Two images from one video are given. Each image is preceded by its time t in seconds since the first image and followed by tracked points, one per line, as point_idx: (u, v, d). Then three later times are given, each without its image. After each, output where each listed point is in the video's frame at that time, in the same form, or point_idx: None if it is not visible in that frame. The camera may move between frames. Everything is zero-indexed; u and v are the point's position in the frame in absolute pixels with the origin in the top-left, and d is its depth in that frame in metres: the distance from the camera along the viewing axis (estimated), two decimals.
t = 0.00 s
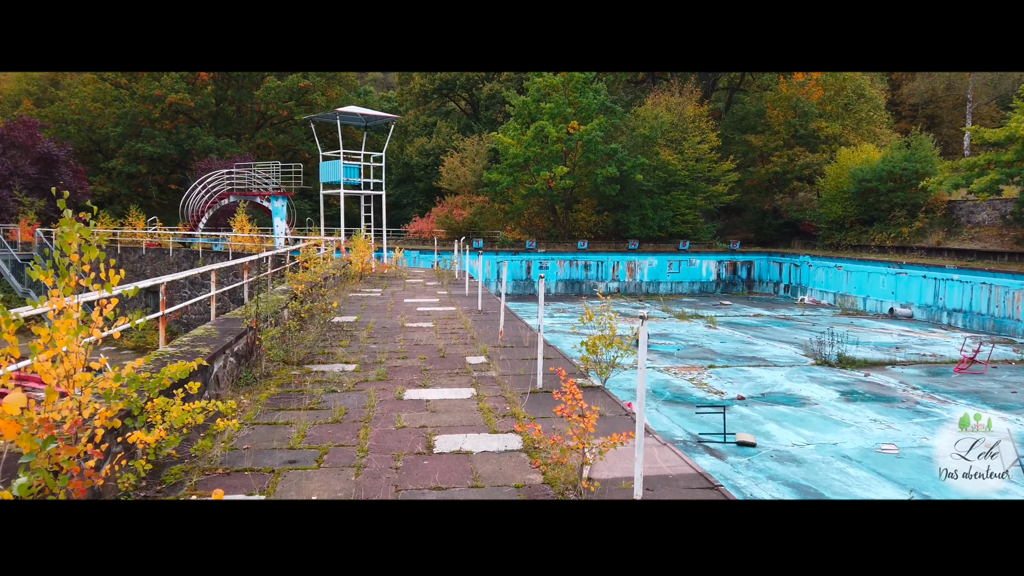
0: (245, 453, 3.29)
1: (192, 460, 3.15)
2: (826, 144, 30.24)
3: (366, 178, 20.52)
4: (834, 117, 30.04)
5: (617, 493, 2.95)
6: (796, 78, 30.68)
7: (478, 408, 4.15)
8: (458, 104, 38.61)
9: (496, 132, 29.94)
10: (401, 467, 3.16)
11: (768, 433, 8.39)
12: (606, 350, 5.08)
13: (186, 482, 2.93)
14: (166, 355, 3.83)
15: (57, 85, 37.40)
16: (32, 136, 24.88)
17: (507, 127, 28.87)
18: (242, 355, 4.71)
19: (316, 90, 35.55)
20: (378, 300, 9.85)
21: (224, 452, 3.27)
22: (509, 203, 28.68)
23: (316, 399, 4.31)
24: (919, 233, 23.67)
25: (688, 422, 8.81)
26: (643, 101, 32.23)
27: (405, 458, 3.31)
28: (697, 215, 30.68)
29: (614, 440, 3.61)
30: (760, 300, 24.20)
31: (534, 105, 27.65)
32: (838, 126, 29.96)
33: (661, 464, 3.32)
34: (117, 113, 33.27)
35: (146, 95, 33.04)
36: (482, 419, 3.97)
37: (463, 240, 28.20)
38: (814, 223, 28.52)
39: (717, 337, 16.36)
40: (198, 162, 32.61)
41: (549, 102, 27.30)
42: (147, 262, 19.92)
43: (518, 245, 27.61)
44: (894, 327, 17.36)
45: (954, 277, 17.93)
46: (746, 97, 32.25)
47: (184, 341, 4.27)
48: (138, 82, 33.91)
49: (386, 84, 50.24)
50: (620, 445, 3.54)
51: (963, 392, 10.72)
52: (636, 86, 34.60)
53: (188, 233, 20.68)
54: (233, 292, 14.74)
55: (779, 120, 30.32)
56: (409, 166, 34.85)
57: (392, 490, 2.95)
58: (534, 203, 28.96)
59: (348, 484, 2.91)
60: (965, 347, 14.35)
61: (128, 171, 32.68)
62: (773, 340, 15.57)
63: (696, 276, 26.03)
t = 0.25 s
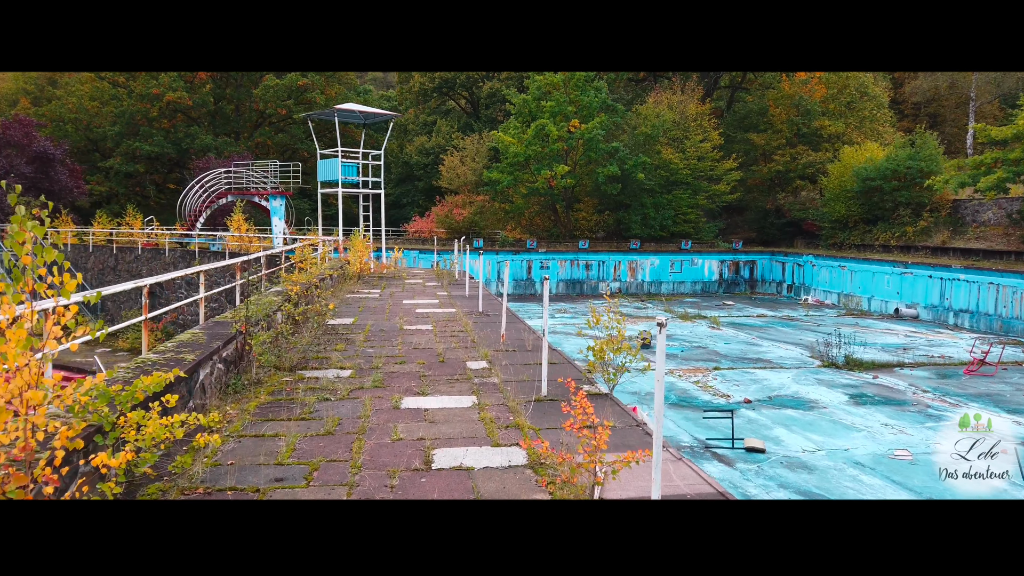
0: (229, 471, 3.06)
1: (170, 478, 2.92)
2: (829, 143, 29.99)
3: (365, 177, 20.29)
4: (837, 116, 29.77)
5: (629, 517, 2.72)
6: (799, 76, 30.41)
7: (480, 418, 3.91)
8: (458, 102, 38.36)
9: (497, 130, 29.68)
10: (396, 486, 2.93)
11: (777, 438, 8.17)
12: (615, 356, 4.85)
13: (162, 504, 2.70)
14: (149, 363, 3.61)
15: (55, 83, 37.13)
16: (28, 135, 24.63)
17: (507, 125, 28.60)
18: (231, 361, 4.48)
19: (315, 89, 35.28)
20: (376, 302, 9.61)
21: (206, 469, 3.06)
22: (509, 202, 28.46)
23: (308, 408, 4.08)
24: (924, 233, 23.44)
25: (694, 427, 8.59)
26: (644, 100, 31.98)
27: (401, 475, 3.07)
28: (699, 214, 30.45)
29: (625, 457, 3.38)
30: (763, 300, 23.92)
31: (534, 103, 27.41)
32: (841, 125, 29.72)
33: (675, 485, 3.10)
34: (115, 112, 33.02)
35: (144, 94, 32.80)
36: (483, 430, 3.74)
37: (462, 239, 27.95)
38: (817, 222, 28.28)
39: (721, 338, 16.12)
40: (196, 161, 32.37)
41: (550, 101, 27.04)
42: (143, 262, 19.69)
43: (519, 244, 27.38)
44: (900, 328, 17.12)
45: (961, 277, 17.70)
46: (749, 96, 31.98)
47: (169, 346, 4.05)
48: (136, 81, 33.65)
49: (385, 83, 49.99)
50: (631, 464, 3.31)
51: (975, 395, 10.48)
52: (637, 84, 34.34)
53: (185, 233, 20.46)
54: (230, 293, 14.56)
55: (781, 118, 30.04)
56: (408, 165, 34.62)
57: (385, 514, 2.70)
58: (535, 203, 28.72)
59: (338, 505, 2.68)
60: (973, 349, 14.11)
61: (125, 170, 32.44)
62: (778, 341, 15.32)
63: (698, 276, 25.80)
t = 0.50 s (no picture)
0: (216, 496, 2.86)
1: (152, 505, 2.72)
2: (831, 142, 29.79)
3: (365, 176, 20.08)
4: (840, 116, 29.55)
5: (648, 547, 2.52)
6: (801, 75, 30.17)
7: (484, 434, 3.71)
8: (458, 102, 38.15)
9: (497, 130, 29.46)
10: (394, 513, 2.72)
11: (786, 446, 7.97)
12: (624, 367, 4.65)
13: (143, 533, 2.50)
14: (132, 378, 3.42)
15: (52, 83, 36.89)
16: (25, 135, 24.38)
17: (508, 125, 28.39)
18: (223, 372, 4.29)
19: (315, 88, 35.06)
20: (376, 305, 9.41)
21: (190, 492, 2.86)
22: (510, 202, 28.27)
23: (302, 422, 3.87)
24: (929, 233, 23.24)
25: (701, 434, 8.38)
26: (646, 99, 31.77)
27: (399, 499, 2.86)
28: (701, 214, 30.24)
29: (639, 481, 3.17)
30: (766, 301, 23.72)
31: (535, 102, 27.19)
32: (844, 124, 29.52)
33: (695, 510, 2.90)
34: (113, 112, 32.81)
35: (142, 93, 32.58)
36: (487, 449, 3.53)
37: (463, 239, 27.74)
38: (820, 222, 28.08)
39: (725, 340, 15.91)
40: (195, 161, 32.15)
41: (551, 100, 26.82)
42: (140, 263, 19.48)
43: (520, 245, 27.18)
44: (905, 330, 16.92)
45: (967, 278, 17.51)
46: (751, 95, 31.77)
47: (155, 358, 3.85)
48: (135, 80, 33.43)
49: (385, 83, 49.78)
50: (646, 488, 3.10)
51: (986, 400, 10.28)
52: (639, 83, 34.12)
53: (183, 235, 20.26)
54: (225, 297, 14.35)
55: (784, 118, 29.84)
56: (408, 165, 34.42)
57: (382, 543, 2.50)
58: (536, 203, 28.52)
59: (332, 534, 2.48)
60: (981, 352, 13.91)
61: (124, 170, 32.24)
62: (783, 343, 15.11)
63: (700, 277, 25.59)
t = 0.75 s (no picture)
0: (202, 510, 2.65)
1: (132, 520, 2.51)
2: (834, 142, 29.58)
3: (365, 175, 19.87)
4: (843, 114, 29.31)
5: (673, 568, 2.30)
6: (805, 74, 29.94)
7: (489, 442, 3.48)
8: (458, 101, 37.93)
9: (499, 128, 29.24)
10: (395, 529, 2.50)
11: (797, 449, 7.75)
12: (635, 369, 4.43)
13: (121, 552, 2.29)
14: (115, 381, 3.21)
15: (50, 81, 36.66)
16: (22, 133, 24.09)
17: (509, 124, 28.17)
18: (214, 374, 4.08)
19: (314, 87, 34.84)
20: (375, 305, 9.18)
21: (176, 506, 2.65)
22: (511, 201, 28.07)
23: (297, 428, 3.66)
24: (934, 233, 23.01)
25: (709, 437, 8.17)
26: (648, 98, 31.56)
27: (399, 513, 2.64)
28: (704, 214, 30.02)
29: (657, 494, 2.95)
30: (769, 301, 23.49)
31: (536, 101, 26.97)
32: (847, 123, 29.31)
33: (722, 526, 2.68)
34: (111, 110, 32.59)
35: (141, 92, 32.36)
36: (490, 460, 3.32)
37: (463, 239, 27.51)
38: (823, 222, 27.87)
39: (730, 340, 15.68)
40: (193, 159, 31.93)
41: (552, 98, 26.60)
42: (138, 262, 19.26)
43: (521, 244, 26.98)
44: (912, 330, 16.70)
45: (974, 277, 17.29)
46: (753, 94, 31.55)
47: (142, 359, 3.65)
48: (133, 79, 33.21)
49: (385, 82, 49.56)
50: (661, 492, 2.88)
51: (999, 402, 10.06)
52: (640, 82, 33.91)
53: (181, 234, 20.04)
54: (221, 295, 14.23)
55: (787, 117, 29.62)
56: (409, 164, 34.21)
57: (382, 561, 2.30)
58: (537, 202, 28.31)
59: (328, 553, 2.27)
60: (990, 352, 13.68)
61: (122, 169, 32.01)
62: (788, 344, 14.88)
63: (703, 276, 25.37)
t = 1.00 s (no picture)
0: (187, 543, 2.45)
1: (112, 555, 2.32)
2: (838, 141, 29.35)
3: (365, 175, 19.67)
4: (847, 114, 29.07)
5: None
6: (808, 73, 29.72)
7: (497, 464, 3.27)
8: (459, 101, 37.72)
9: (500, 128, 29.03)
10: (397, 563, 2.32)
11: (809, 458, 7.54)
12: (647, 382, 4.21)
13: None
14: (98, 399, 3.01)
15: (49, 80, 36.44)
16: (19, 133, 23.91)
17: (510, 123, 27.95)
18: (207, 388, 3.88)
19: (314, 86, 34.63)
20: (375, 309, 8.98)
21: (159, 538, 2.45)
22: (512, 202, 27.88)
23: (292, 446, 3.46)
24: (939, 234, 22.78)
25: (718, 445, 7.96)
26: (650, 97, 31.35)
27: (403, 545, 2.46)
28: (706, 214, 29.79)
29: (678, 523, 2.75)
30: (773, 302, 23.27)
31: (538, 100, 26.75)
32: (851, 123, 29.09)
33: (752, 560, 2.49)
34: (110, 110, 32.38)
35: (139, 91, 32.14)
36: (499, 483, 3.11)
37: (464, 239, 27.28)
38: (827, 223, 27.65)
39: (734, 343, 15.47)
40: (192, 159, 31.71)
41: (554, 98, 26.37)
42: (135, 264, 19.06)
43: (522, 245, 26.78)
44: (919, 332, 16.48)
45: (981, 279, 17.08)
46: (756, 94, 31.33)
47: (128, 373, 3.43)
48: (132, 78, 32.99)
49: (385, 82, 49.35)
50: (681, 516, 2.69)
51: (1013, 408, 9.84)
52: (642, 82, 33.70)
53: (179, 235, 19.85)
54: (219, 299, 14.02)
55: (790, 116, 29.40)
56: (409, 164, 34.00)
57: None
58: (538, 202, 28.11)
59: None
60: (1000, 356, 13.46)
61: (121, 169, 31.79)
62: (794, 347, 14.66)
63: (705, 277, 25.15)
